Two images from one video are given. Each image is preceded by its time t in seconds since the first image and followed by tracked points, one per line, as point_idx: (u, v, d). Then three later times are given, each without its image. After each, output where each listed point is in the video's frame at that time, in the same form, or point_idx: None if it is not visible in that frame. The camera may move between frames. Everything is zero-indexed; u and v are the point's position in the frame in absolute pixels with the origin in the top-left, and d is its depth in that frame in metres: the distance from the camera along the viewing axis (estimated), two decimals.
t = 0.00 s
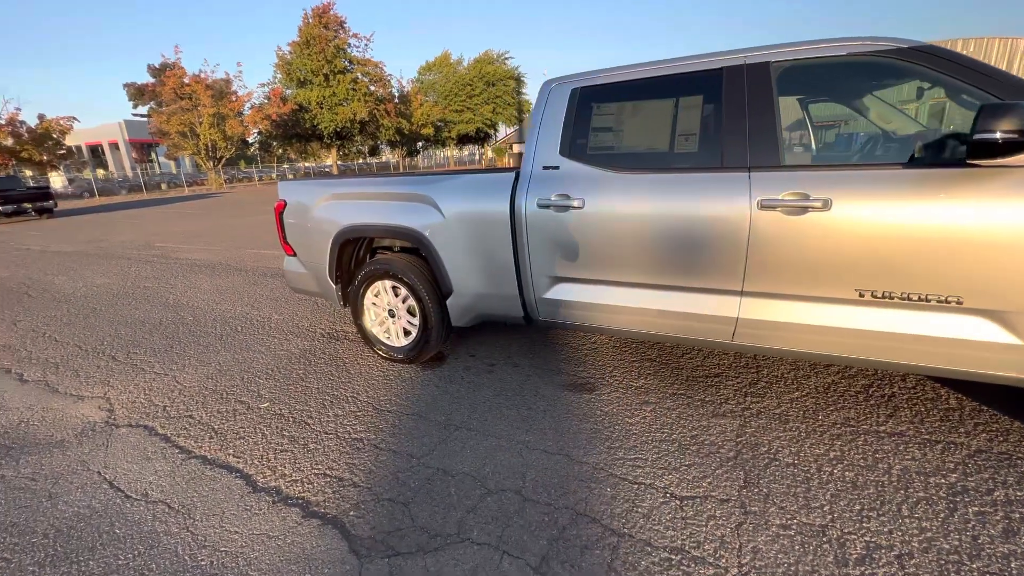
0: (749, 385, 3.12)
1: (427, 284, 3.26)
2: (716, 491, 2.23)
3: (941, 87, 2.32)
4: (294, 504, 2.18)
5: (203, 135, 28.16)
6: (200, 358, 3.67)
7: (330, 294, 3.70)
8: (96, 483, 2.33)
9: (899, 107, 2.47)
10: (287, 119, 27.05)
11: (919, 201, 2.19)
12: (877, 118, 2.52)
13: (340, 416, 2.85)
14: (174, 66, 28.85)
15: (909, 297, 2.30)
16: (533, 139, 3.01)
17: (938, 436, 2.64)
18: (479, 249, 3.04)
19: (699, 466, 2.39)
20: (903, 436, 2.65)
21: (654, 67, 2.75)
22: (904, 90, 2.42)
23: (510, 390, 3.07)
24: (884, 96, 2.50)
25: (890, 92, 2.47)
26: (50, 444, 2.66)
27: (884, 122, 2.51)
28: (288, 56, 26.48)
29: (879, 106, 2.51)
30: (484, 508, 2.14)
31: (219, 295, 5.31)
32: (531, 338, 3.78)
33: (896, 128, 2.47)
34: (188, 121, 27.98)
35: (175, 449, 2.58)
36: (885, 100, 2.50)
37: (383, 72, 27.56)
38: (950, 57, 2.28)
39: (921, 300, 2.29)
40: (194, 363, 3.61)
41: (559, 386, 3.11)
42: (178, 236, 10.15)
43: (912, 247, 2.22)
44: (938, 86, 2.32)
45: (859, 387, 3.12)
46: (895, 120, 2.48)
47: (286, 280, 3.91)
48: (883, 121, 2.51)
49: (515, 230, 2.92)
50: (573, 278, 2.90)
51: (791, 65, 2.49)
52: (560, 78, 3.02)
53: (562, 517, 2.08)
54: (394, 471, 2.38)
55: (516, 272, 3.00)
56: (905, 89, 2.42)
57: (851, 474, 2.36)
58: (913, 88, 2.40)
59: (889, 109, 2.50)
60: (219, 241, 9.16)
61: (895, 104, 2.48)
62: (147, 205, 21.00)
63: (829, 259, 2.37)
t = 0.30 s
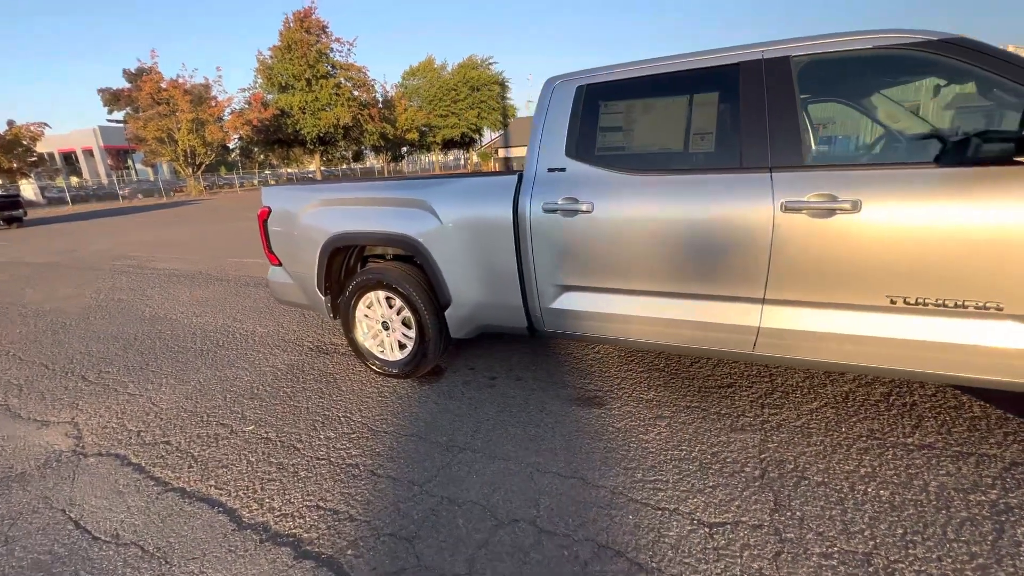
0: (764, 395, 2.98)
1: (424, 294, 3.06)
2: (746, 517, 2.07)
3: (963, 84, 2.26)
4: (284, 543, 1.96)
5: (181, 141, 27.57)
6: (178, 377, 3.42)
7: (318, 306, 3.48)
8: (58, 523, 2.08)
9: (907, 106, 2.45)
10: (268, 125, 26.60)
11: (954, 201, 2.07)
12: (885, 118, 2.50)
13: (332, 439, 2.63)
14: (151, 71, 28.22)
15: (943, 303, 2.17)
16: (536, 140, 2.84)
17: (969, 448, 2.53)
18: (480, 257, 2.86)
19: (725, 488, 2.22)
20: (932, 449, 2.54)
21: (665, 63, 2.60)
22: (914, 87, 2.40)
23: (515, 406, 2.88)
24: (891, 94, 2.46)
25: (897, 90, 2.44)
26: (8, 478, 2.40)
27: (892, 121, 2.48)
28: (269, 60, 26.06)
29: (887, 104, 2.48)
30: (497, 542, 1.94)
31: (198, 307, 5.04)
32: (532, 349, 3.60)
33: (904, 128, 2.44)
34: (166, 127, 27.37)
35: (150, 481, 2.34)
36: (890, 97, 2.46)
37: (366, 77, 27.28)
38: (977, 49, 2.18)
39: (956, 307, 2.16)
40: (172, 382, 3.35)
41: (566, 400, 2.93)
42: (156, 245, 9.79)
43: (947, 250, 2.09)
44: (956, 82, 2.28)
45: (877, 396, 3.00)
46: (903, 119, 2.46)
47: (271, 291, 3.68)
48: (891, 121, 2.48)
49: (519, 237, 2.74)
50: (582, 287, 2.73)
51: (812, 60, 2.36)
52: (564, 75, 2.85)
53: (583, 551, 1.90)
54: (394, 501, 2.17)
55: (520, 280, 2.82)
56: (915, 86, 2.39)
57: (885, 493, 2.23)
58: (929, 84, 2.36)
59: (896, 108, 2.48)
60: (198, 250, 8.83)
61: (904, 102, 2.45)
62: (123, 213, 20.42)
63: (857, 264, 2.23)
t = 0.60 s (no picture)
0: (764, 405, 2.90)
1: (411, 306, 2.89)
2: (762, 539, 1.97)
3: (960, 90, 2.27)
4: None
5: (144, 143, 26.59)
6: (141, 397, 3.17)
7: (296, 319, 3.27)
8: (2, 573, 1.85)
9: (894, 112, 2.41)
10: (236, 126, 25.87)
11: (967, 207, 2.01)
12: (874, 124, 2.39)
13: (314, 464, 2.44)
14: (110, 69, 27.10)
15: (956, 312, 2.12)
16: (530, 143, 2.70)
17: (973, 457, 2.51)
18: (473, 266, 2.71)
19: (737, 508, 2.12)
20: (937, 458, 2.51)
21: (665, 64, 2.51)
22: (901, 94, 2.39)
23: (510, 422, 2.73)
24: (878, 101, 2.40)
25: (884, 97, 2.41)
26: None
27: (882, 128, 2.38)
28: (237, 60, 25.32)
29: (876, 111, 2.40)
30: None
31: (163, 319, 4.75)
32: (523, 360, 3.47)
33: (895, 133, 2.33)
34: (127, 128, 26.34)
35: (110, 519, 2.11)
36: (880, 104, 2.39)
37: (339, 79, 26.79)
38: (985, 52, 2.14)
39: (968, 316, 2.11)
40: (134, 403, 3.10)
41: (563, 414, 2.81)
42: (117, 252, 9.32)
43: (960, 257, 2.03)
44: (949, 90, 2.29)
45: (875, 404, 2.97)
46: (893, 125, 2.36)
47: (244, 303, 3.45)
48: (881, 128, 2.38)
49: (514, 245, 2.61)
50: (579, 297, 2.60)
51: (817, 64, 2.30)
52: (559, 76, 2.72)
53: None
54: (385, 533, 2.00)
55: (515, 291, 2.68)
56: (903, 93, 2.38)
57: (899, 509, 2.17)
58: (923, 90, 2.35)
59: (886, 115, 2.40)
60: (163, 257, 8.43)
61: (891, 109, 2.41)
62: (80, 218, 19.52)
63: (868, 273, 2.16)
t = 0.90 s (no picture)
0: (752, 407, 2.92)
1: (394, 312, 2.77)
2: (764, 546, 1.95)
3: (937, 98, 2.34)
4: None
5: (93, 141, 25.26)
6: (97, 413, 2.93)
7: (269, 327, 3.09)
8: None
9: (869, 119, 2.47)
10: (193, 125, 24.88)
11: (954, 211, 2.06)
12: (850, 129, 2.42)
13: (294, 482, 2.29)
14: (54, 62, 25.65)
15: (943, 314, 2.18)
16: (521, 143, 2.66)
17: (955, 454, 2.61)
18: (462, 270, 2.63)
19: (736, 513, 2.10)
20: (922, 456, 2.60)
21: (658, 66, 2.51)
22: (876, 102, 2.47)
23: (500, 431, 2.65)
24: (851, 107, 2.45)
25: (859, 105, 2.47)
26: None
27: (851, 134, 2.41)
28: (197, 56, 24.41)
29: (851, 116, 2.44)
30: None
31: (117, 328, 4.45)
32: (508, 365, 3.40)
33: (867, 140, 2.40)
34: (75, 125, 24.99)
35: (64, 552, 1.92)
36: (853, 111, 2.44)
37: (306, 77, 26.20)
38: (965, 61, 2.22)
39: (954, 317, 2.17)
40: (89, 420, 2.86)
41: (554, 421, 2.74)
42: (62, 256, 8.74)
43: (949, 259, 2.09)
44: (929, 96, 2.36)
45: (857, 403, 3.03)
46: (866, 132, 2.42)
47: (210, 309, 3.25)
48: (852, 133, 2.41)
49: (505, 248, 2.54)
50: (572, 301, 2.55)
51: (807, 68, 2.34)
52: (551, 75, 2.70)
53: None
54: (376, 555, 1.88)
55: (505, 295, 2.61)
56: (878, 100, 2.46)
57: (892, 508, 2.20)
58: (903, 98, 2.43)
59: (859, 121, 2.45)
60: (114, 261, 7.96)
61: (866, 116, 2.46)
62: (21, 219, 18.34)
63: (860, 275, 2.19)
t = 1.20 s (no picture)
0: (729, 411, 2.96)
1: (368, 323, 2.65)
2: (756, 552, 1.95)
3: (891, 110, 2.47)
4: None
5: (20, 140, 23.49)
6: (31, 442, 2.66)
7: (230, 341, 2.89)
8: None
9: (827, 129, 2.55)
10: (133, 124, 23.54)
11: (922, 219, 2.16)
12: (813, 139, 2.48)
13: (262, 510, 2.13)
14: None
15: (913, 317, 2.26)
16: (502, 148, 2.61)
17: (922, 451, 2.73)
18: (442, 279, 2.54)
19: (726, 521, 2.09)
20: (891, 453, 2.71)
21: (639, 73, 2.52)
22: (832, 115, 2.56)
23: (482, 444, 2.57)
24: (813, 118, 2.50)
25: (819, 116, 2.53)
26: None
27: (814, 143, 2.47)
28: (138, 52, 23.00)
29: (812, 127, 2.49)
30: None
31: (52, 344, 4.09)
32: (485, 375, 3.33)
33: (828, 150, 2.48)
34: None
35: None
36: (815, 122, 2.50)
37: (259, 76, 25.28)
38: (928, 75, 2.33)
39: (923, 320, 2.26)
40: (22, 450, 2.59)
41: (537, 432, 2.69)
42: None
43: (919, 265, 2.17)
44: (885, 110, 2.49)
45: (826, 404, 3.13)
46: (825, 143, 2.50)
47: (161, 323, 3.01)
48: (815, 143, 2.47)
49: (487, 255, 2.47)
50: (554, 309, 2.50)
51: (783, 79, 2.40)
52: (531, 80, 2.69)
53: None
54: None
55: (487, 304, 2.55)
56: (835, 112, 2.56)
57: (870, 508, 2.26)
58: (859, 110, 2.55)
59: (819, 131, 2.51)
60: (46, 270, 7.37)
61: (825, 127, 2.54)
62: None
63: (838, 281, 2.24)
